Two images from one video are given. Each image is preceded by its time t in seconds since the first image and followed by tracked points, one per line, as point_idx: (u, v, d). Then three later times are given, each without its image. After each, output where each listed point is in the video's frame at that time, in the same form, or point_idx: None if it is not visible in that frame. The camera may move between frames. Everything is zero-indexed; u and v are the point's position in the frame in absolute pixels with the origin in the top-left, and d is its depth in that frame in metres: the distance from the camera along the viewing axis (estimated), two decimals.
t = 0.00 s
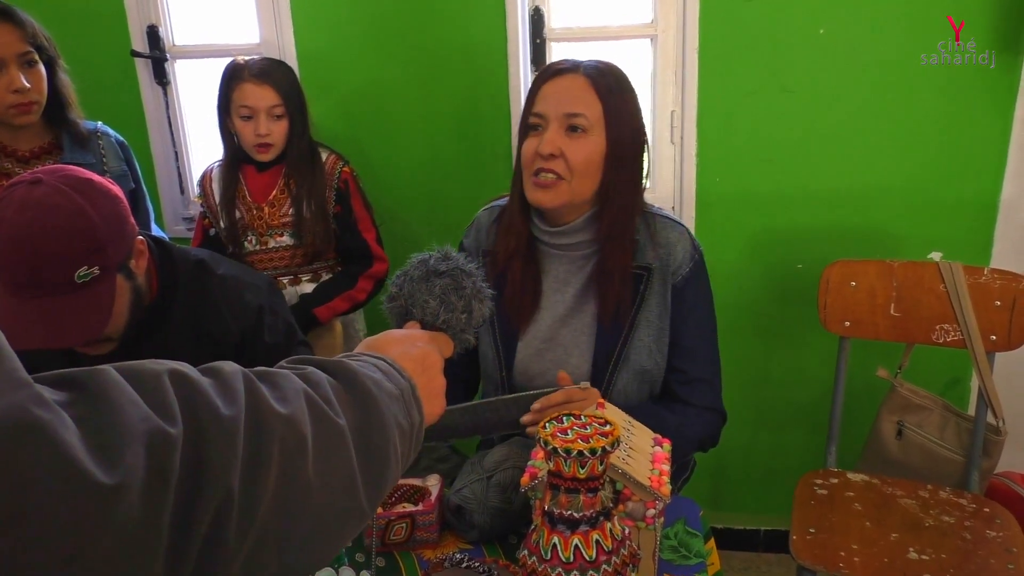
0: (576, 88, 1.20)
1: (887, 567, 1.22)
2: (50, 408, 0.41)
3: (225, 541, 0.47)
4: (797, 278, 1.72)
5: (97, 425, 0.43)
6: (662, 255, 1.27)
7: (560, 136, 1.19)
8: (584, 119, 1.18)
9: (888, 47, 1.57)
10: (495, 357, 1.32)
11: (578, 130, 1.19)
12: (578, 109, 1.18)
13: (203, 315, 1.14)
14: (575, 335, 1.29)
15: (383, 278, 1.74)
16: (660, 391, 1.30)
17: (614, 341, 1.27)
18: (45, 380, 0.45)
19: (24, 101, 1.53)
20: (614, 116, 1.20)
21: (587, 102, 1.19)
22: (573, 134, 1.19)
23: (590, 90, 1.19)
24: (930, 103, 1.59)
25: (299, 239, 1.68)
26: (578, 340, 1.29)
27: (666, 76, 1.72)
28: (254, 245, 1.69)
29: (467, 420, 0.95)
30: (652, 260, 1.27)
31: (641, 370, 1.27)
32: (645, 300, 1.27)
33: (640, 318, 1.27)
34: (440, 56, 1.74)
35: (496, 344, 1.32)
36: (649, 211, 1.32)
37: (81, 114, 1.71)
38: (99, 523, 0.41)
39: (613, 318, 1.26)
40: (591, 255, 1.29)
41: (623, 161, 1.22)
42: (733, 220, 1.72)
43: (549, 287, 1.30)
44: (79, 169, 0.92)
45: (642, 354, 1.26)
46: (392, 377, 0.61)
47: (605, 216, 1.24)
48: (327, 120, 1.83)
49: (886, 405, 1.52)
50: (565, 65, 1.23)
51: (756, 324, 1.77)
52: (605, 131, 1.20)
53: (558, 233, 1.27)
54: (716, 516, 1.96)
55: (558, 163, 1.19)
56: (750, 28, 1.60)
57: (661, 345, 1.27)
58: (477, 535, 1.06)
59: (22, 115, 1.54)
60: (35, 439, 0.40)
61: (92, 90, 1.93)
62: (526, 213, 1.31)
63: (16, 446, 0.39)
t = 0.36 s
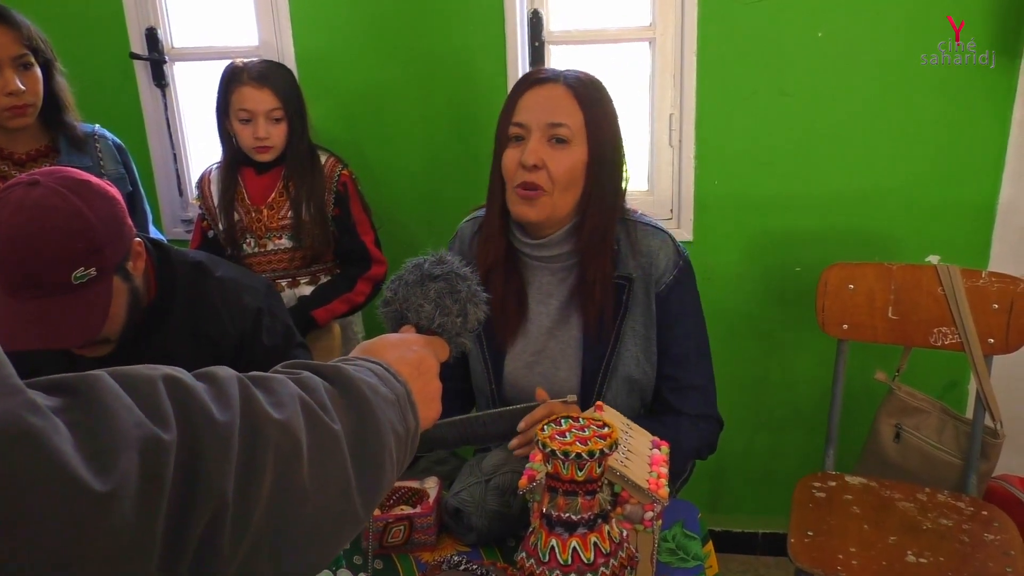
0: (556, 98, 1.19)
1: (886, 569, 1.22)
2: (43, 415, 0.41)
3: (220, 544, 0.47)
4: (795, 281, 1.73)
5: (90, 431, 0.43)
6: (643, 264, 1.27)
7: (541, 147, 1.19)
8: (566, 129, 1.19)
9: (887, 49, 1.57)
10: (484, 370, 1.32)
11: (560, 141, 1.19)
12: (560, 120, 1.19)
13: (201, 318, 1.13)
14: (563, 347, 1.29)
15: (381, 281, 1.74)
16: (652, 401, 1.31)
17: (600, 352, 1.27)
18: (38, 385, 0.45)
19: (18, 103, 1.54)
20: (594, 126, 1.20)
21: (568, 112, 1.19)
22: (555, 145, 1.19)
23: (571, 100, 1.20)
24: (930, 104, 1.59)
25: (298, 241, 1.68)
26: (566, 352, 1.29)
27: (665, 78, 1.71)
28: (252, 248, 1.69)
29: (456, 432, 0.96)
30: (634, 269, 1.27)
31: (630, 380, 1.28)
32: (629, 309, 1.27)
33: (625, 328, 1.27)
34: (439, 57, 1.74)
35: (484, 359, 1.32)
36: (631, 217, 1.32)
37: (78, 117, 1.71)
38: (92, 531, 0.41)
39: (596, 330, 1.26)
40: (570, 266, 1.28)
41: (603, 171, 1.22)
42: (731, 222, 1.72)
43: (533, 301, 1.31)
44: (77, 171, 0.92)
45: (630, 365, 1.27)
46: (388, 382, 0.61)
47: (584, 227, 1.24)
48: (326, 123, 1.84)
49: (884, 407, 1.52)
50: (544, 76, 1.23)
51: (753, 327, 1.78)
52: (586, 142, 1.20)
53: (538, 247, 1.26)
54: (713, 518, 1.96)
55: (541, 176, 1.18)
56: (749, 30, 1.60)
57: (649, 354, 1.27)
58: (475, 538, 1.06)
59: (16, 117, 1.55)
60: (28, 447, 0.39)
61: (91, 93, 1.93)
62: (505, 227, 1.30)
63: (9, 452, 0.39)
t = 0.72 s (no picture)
0: (533, 104, 1.19)
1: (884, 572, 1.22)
2: (36, 423, 0.41)
3: (216, 550, 0.47)
4: (793, 284, 1.73)
5: (84, 439, 0.43)
6: (636, 269, 1.27)
7: (521, 155, 1.19)
8: (545, 133, 1.18)
9: (885, 51, 1.57)
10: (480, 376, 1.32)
11: (539, 147, 1.19)
12: (539, 125, 1.18)
13: (199, 322, 1.13)
14: (558, 352, 1.30)
15: (380, 285, 1.74)
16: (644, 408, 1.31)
17: (594, 358, 1.28)
18: (32, 393, 0.45)
19: (14, 108, 1.54)
20: (575, 128, 1.19)
21: (547, 116, 1.18)
22: (536, 152, 1.19)
23: (550, 106, 1.19)
24: (929, 106, 1.59)
25: (295, 245, 1.68)
26: (561, 357, 1.30)
27: (662, 81, 1.71)
28: (249, 252, 1.70)
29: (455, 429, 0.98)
30: (627, 276, 1.27)
31: (624, 384, 1.28)
32: (622, 314, 1.27)
33: (618, 333, 1.27)
34: (438, 60, 1.74)
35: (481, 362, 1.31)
36: (626, 221, 1.31)
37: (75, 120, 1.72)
38: (87, 538, 0.41)
39: (589, 335, 1.27)
40: (565, 271, 1.28)
41: (588, 175, 1.21)
42: (730, 225, 1.72)
43: (529, 305, 1.31)
44: (75, 173, 0.92)
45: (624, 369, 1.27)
46: (386, 387, 0.61)
47: (571, 232, 1.23)
48: (324, 127, 1.84)
49: (882, 410, 1.52)
50: (525, 83, 1.22)
51: (751, 331, 1.78)
52: (569, 144, 1.20)
53: (530, 252, 1.26)
54: (712, 521, 1.96)
55: (522, 184, 1.18)
56: (747, 33, 1.60)
57: (642, 361, 1.27)
58: (474, 541, 1.05)
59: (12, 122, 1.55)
60: (20, 455, 0.39)
61: (90, 96, 1.93)
62: (498, 233, 1.31)
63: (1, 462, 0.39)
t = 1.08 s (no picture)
0: (524, 105, 1.19)
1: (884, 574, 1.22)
2: (30, 431, 0.41)
3: (213, 557, 0.47)
4: (792, 286, 1.73)
5: (80, 446, 0.43)
6: (632, 270, 1.27)
7: (516, 158, 1.19)
8: (538, 135, 1.18)
9: (885, 52, 1.57)
10: (479, 376, 1.33)
11: (533, 149, 1.19)
12: (532, 127, 1.18)
13: (197, 325, 1.13)
14: (556, 352, 1.30)
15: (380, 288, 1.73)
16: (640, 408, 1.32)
17: (591, 358, 1.27)
18: (28, 398, 0.45)
19: (10, 110, 1.54)
20: (567, 129, 1.19)
21: (538, 117, 1.18)
22: (530, 154, 1.19)
23: (541, 107, 1.19)
24: (928, 107, 1.59)
25: (294, 248, 1.68)
26: (559, 357, 1.30)
27: (661, 84, 1.71)
28: (248, 254, 1.69)
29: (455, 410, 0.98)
30: (622, 276, 1.27)
31: (619, 383, 1.28)
32: (617, 314, 1.27)
33: (615, 333, 1.27)
34: (438, 62, 1.74)
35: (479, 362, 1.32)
36: (620, 220, 1.31)
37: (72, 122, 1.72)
38: (82, 546, 0.41)
39: (587, 334, 1.27)
40: (561, 271, 1.29)
41: (582, 175, 1.21)
42: (729, 227, 1.72)
43: (526, 306, 1.31)
44: (74, 176, 0.92)
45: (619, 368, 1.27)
46: (385, 391, 0.61)
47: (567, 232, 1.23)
48: (323, 129, 1.84)
49: (881, 412, 1.52)
50: (515, 87, 1.22)
51: (750, 333, 1.78)
52: (561, 144, 1.20)
53: (525, 253, 1.27)
54: (710, 523, 1.96)
55: (518, 188, 1.18)
56: (745, 35, 1.60)
57: (637, 359, 1.27)
58: (473, 543, 1.05)
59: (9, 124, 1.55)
60: (14, 463, 0.40)
61: (89, 98, 1.93)
62: (495, 235, 1.31)
63: None
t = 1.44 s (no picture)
0: (514, 110, 1.19)
1: None
2: (24, 435, 0.41)
3: (208, 559, 0.47)
4: (792, 289, 1.73)
5: (74, 449, 0.43)
6: (631, 269, 1.27)
7: (510, 163, 1.19)
8: (530, 138, 1.18)
9: (884, 54, 1.57)
10: (479, 379, 1.32)
11: (526, 154, 1.19)
12: (524, 132, 1.18)
13: (197, 327, 1.13)
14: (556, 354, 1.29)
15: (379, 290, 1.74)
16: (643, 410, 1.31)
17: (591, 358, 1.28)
18: (23, 400, 0.45)
19: (9, 114, 1.55)
20: (559, 131, 1.19)
21: (529, 121, 1.19)
22: (522, 159, 1.19)
23: (530, 112, 1.19)
24: (928, 108, 1.59)
25: (293, 250, 1.68)
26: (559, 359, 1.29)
27: (660, 86, 1.71)
28: (247, 257, 1.69)
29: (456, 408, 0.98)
30: (622, 274, 1.27)
31: (620, 381, 1.29)
32: (618, 314, 1.28)
33: (615, 332, 1.28)
34: (437, 64, 1.74)
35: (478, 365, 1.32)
36: (618, 221, 1.31)
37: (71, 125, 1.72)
38: (76, 551, 0.41)
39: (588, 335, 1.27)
40: (560, 273, 1.29)
41: (577, 177, 1.22)
42: (728, 229, 1.72)
43: (526, 308, 1.31)
44: (73, 179, 0.92)
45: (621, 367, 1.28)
46: (382, 393, 0.61)
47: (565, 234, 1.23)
48: (323, 132, 1.84)
49: (880, 415, 1.52)
50: (503, 92, 1.22)
51: (749, 334, 1.78)
52: (553, 147, 1.20)
53: (524, 256, 1.27)
54: (710, 526, 1.95)
55: (515, 191, 1.19)
56: (745, 37, 1.61)
57: (639, 360, 1.27)
58: (472, 546, 1.05)
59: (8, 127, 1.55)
60: (8, 467, 0.40)
61: (89, 101, 1.93)
62: (492, 239, 1.31)
63: None
